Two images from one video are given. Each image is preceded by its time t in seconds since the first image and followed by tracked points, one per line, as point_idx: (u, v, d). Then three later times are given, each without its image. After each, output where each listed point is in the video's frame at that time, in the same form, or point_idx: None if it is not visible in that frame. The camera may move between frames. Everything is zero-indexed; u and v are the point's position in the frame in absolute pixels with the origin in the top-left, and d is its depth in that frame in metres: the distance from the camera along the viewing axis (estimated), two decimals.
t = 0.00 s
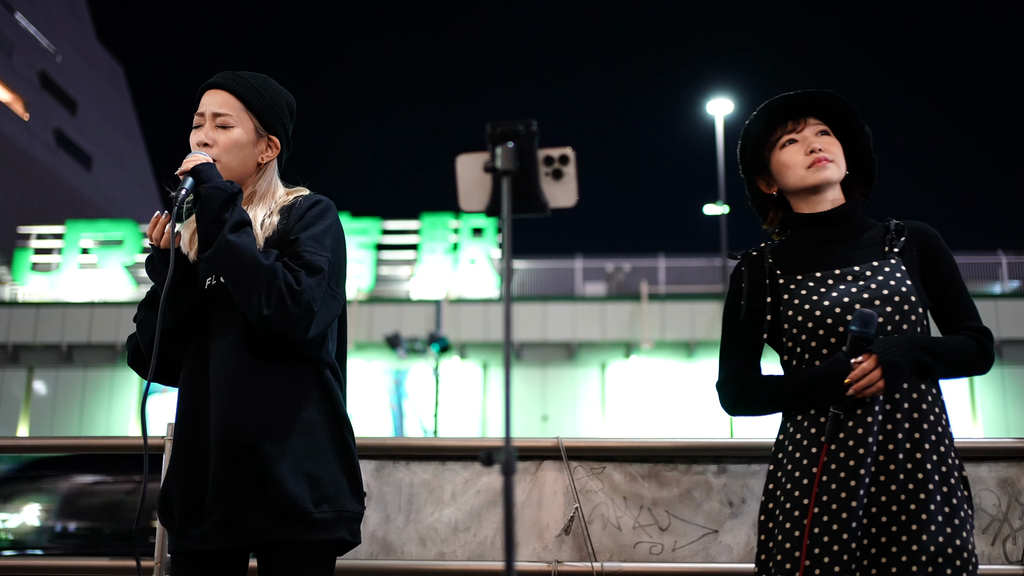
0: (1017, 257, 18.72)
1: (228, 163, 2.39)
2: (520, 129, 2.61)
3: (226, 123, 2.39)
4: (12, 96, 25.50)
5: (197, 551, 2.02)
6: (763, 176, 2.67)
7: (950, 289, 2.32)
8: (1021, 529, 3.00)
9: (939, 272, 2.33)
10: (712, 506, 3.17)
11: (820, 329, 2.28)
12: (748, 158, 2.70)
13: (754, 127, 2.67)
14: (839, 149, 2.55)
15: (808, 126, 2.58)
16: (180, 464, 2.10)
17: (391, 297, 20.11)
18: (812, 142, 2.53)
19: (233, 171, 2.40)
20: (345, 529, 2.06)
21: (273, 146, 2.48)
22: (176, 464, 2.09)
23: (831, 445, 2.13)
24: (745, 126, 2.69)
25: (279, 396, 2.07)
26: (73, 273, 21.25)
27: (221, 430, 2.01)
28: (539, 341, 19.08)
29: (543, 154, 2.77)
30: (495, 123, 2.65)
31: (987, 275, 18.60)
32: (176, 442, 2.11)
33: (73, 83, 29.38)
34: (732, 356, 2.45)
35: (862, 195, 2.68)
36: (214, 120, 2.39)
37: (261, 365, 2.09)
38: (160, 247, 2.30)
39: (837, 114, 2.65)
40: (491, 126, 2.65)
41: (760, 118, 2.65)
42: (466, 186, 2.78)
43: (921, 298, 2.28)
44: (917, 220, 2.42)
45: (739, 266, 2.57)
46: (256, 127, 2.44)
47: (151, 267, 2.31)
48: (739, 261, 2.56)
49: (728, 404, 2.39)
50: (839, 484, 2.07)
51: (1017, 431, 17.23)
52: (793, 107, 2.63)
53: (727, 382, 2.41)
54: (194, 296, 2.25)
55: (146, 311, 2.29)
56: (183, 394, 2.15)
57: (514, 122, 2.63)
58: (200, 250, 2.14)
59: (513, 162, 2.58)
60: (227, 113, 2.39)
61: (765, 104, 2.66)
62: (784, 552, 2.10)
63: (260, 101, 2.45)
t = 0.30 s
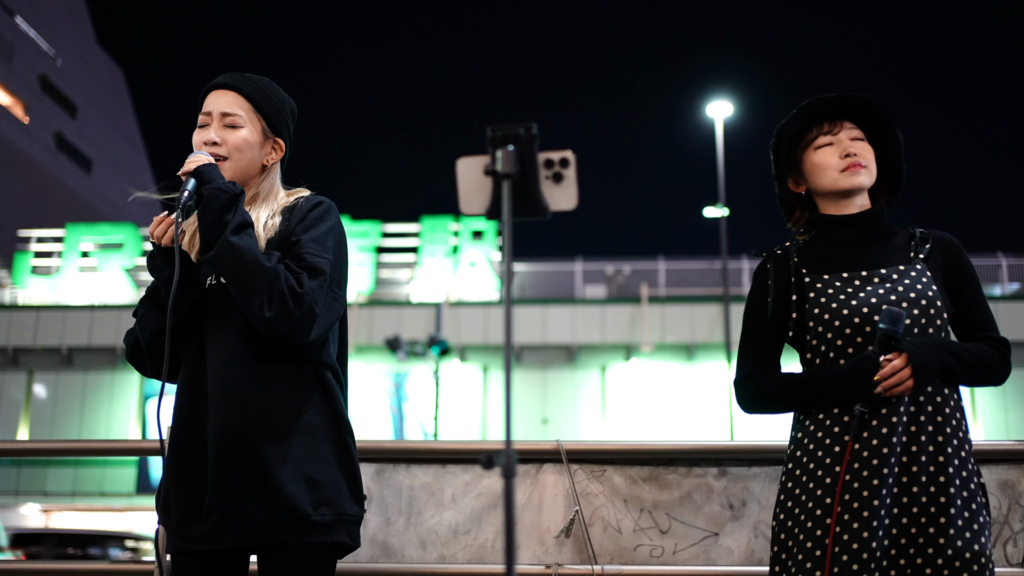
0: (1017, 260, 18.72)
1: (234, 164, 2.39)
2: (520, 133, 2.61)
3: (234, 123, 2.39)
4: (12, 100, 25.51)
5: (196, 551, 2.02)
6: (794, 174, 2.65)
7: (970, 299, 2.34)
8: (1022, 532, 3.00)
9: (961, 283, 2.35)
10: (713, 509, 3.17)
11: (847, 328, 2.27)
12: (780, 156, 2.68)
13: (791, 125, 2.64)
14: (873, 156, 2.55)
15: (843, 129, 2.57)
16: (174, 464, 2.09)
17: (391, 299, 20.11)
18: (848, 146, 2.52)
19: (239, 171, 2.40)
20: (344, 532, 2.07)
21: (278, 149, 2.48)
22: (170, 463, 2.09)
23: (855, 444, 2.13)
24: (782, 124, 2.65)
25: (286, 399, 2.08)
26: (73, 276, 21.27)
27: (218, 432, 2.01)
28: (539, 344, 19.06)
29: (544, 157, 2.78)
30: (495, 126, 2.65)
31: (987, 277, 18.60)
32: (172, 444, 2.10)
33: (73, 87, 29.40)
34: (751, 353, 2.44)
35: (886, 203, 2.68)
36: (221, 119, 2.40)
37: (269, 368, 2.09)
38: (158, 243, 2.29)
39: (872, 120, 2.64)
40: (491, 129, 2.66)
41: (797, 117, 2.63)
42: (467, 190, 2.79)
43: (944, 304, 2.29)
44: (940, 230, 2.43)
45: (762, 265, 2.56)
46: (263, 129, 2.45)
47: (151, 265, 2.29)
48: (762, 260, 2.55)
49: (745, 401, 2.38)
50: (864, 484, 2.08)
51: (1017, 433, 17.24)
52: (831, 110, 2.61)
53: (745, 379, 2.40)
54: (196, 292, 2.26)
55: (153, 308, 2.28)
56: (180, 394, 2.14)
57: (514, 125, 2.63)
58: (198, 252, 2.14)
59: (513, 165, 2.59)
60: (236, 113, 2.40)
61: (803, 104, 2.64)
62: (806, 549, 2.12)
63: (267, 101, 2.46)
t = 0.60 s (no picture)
0: (1018, 261, 18.72)
1: (237, 163, 2.39)
2: (520, 135, 2.61)
3: (234, 122, 2.40)
4: (12, 102, 25.52)
5: (198, 551, 2.02)
6: (820, 171, 2.63)
7: (984, 307, 2.37)
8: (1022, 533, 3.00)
9: (976, 290, 2.38)
10: (714, 510, 3.17)
11: (865, 327, 2.27)
12: (809, 151, 2.65)
13: (828, 122, 2.58)
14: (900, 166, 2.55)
15: (875, 135, 2.55)
16: (176, 462, 2.08)
17: (390, 301, 20.07)
18: (880, 153, 2.51)
19: (241, 171, 2.40)
20: (346, 534, 2.08)
21: (281, 148, 2.49)
22: (171, 461, 2.08)
23: (872, 442, 2.15)
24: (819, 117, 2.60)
25: (296, 401, 2.09)
26: (73, 278, 21.29)
27: (222, 432, 2.01)
28: (539, 346, 19.05)
29: (543, 160, 2.78)
30: (495, 128, 2.65)
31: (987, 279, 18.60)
32: (171, 446, 2.09)
33: (73, 89, 29.42)
34: (765, 349, 2.44)
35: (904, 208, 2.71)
36: (222, 119, 2.41)
37: (279, 370, 2.10)
38: (154, 243, 2.26)
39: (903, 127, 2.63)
40: (491, 131, 2.66)
41: (831, 114, 2.58)
42: (467, 192, 2.80)
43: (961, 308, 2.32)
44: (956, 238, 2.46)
45: (780, 261, 2.55)
46: (264, 127, 2.45)
47: (146, 264, 2.27)
48: (781, 257, 2.54)
49: (757, 398, 2.39)
50: (880, 483, 2.10)
51: (1017, 434, 17.23)
52: (866, 112, 2.58)
53: (758, 376, 2.40)
54: (192, 291, 2.25)
55: (153, 307, 2.26)
56: (181, 395, 2.14)
57: (514, 127, 2.63)
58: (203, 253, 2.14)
59: (513, 167, 2.58)
60: (237, 113, 2.41)
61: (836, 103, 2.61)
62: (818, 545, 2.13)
63: (269, 101, 2.47)
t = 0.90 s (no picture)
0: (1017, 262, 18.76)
1: (249, 166, 2.39)
2: (520, 137, 2.62)
3: (248, 123, 2.39)
4: (13, 105, 25.50)
5: (202, 553, 2.01)
6: (843, 178, 2.58)
7: (993, 312, 2.39)
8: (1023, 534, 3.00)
9: (987, 296, 2.39)
10: (713, 512, 3.16)
11: (883, 329, 2.26)
12: (839, 158, 2.56)
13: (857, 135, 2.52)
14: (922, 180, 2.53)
15: (902, 149, 2.50)
16: (182, 463, 2.08)
17: (390, 302, 20.04)
18: (904, 168, 2.48)
19: (253, 173, 2.40)
20: (350, 537, 2.07)
21: (291, 149, 2.50)
22: (178, 461, 2.07)
23: (886, 442, 2.15)
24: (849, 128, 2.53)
25: (306, 404, 2.09)
26: (73, 280, 21.28)
27: (228, 434, 2.00)
28: (539, 348, 19.06)
29: (544, 161, 2.78)
30: (494, 130, 2.65)
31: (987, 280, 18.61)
32: (177, 447, 2.08)
33: (73, 91, 29.41)
34: (778, 349, 2.44)
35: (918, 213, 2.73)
36: (235, 120, 2.40)
37: (291, 372, 2.10)
38: (164, 262, 2.26)
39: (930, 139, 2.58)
40: (490, 133, 2.65)
41: (863, 126, 2.51)
42: (467, 194, 2.79)
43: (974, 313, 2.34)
44: (970, 250, 2.45)
45: (795, 261, 2.55)
46: (277, 129, 2.46)
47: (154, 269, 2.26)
48: (796, 257, 2.53)
49: (769, 398, 2.40)
50: (891, 483, 2.10)
51: (1018, 436, 17.22)
52: (896, 126, 2.51)
53: (772, 375, 2.40)
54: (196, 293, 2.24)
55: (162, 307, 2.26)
56: (190, 396, 2.14)
57: (514, 129, 2.63)
58: (214, 254, 2.14)
59: (513, 169, 2.59)
60: (250, 113, 2.40)
61: (866, 111, 2.54)
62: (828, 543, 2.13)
63: (281, 102, 2.47)
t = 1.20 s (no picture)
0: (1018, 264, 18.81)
1: (262, 171, 2.40)
2: (520, 139, 2.63)
3: (260, 131, 2.40)
4: (13, 106, 25.51)
5: (204, 555, 2.01)
6: (854, 184, 2.60)
7: (1003, 317, 2.39)
8: None
9: (999, 300, 2.40)
10: (714, 514, 3.16)
11: (894, 332, 2.27)
12: (850, 163, 2.56)
13: (865, 146, 2.52)
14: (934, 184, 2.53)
15: (913, 153, 2.50)
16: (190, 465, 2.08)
17: (390, 304, 20.06)
18: (915, 173, 2.48)
19: (265, 178, 2.42)
20: (353, 542, 2.06)
21: (301, 150, 2.52)
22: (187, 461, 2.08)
23: (895, 445, 2.15)
24: (859, 139, 2.53)
25: (314, 408, 2.10)
26: (73, 282, 21.28)
27: (237, 436, 2.01)
28: (540, 349, 19.07)
29: (544, 164, 2.78)
30: (495, 133, 2.65)
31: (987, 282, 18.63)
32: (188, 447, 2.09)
33: (74, 93, 29.43)
34: (791, 348, 2.44)
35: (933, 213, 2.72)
36: (245, 127, 2.40)
37: (301, 378, 2.11)
38: (170, 278, 2.27)
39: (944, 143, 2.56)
40: (491, 135, 2.66)
41: (874, 132, 2.51)
42: (467, 197, 2.80)
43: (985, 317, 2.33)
44: (981, 252, 2.45)
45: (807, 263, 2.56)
46: (286, 132, 2.47)
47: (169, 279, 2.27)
48: (809, 258, 2.54)
49: (779, 398, 2.39)
50: (900, 484, 2.11)
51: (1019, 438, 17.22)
52: (908, 131, 2.49)
53: (783, 374, 2.40)
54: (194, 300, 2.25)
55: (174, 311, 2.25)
56: (197, 397, 2.13)
57: (514, 132, 2.64)
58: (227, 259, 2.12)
59: (513, 172, 2.59)
60: (259, 120, 2.41)
61: (877, 116, 2.53)
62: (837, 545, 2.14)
63: (288, 105, 2.47)
